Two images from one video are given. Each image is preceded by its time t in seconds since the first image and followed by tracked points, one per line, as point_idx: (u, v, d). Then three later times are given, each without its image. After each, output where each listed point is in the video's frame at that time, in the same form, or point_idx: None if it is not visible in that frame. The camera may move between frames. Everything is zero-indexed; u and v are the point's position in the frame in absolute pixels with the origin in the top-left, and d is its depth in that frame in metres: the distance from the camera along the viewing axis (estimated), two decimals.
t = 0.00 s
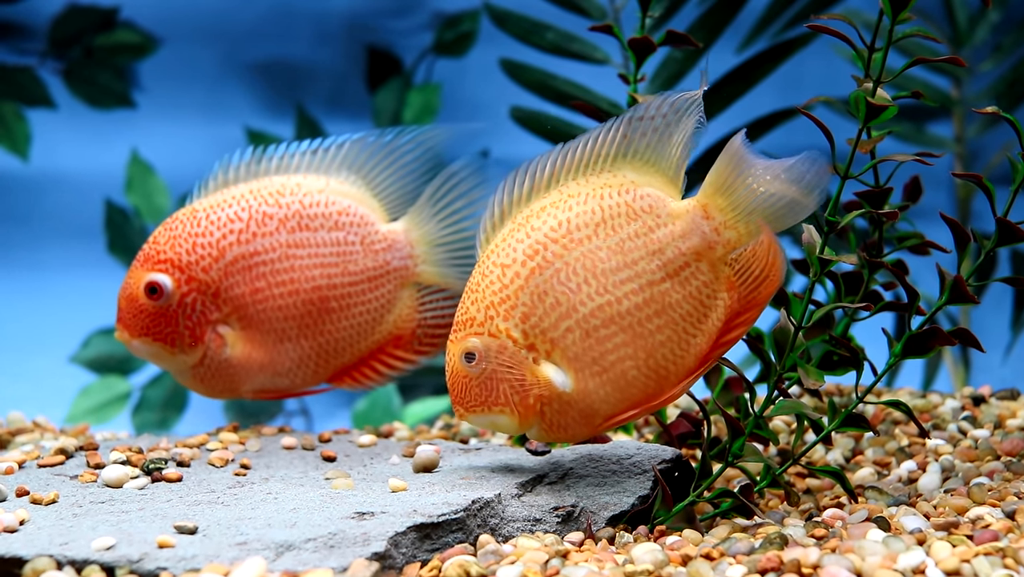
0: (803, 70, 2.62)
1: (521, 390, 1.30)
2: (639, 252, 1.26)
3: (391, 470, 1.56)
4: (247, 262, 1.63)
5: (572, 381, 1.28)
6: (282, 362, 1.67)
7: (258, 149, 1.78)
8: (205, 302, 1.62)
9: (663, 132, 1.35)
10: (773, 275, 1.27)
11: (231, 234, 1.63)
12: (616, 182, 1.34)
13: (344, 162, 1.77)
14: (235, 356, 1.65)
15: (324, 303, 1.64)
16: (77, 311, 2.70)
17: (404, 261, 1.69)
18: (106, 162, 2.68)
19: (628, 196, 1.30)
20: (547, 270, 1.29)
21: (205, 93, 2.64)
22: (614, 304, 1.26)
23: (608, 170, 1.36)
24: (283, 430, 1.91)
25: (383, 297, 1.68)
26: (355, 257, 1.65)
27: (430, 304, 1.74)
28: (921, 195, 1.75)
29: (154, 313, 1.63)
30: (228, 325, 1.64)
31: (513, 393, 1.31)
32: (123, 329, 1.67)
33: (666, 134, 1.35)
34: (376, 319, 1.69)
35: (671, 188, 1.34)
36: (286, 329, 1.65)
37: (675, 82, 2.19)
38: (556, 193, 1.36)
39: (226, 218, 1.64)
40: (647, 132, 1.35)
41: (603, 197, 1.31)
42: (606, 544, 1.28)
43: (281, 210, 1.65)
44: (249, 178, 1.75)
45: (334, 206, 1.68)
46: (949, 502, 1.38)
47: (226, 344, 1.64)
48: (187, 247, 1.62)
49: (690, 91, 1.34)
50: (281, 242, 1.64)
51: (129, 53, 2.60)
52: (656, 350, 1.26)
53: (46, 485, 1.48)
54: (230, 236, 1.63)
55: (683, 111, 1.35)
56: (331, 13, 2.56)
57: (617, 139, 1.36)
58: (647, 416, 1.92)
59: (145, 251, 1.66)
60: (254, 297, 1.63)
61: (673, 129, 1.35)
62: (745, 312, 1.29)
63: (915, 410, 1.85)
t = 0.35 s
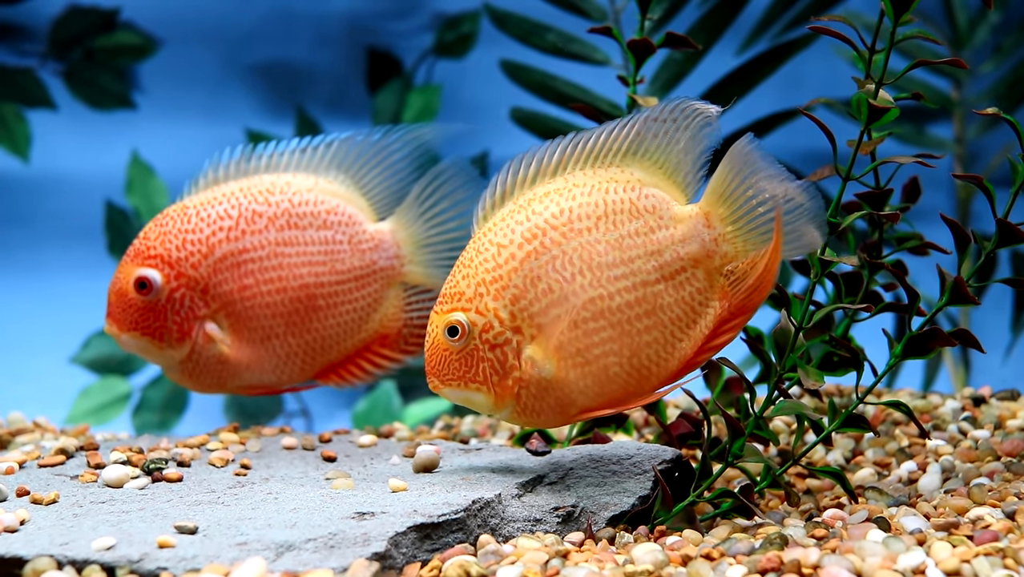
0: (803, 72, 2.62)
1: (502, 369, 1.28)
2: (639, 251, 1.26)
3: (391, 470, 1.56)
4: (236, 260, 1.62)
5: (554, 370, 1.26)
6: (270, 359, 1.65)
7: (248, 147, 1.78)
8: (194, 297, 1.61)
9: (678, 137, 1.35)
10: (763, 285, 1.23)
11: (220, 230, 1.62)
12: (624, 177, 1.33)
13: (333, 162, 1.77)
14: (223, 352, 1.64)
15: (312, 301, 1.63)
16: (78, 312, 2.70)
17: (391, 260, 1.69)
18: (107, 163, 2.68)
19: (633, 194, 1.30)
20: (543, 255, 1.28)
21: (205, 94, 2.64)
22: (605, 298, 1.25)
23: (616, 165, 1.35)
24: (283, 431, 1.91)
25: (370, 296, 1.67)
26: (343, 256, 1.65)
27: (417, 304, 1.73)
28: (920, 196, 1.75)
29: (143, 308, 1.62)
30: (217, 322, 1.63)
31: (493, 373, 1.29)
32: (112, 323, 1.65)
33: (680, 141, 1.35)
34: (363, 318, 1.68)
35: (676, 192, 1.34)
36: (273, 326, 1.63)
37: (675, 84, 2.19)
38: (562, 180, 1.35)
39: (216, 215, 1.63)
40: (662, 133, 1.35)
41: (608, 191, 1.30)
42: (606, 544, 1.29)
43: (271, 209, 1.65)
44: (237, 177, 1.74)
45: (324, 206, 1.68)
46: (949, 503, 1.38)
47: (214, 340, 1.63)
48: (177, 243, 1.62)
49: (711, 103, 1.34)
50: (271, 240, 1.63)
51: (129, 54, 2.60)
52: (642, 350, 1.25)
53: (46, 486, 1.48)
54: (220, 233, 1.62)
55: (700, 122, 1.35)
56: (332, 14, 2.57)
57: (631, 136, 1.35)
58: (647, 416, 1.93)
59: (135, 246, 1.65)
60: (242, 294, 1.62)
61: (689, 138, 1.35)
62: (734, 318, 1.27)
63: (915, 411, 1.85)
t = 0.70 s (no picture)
0: (804, 72, 2.62)
1: (484, 352, 1.29)
2: (636, 251, 1.26)
3: (392, 471, 1.56)
4: (223, 254, 1.62)
5: (538, 357, 1.28)
6: (256, 352, 1.66)
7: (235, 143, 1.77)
8: (181, 291, 1.62)
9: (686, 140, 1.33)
10: (761, 293, 1.27)
11: (208, 226, 1.62)
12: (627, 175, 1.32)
13: (319, 158, 1.76)
14: (209, 345, 1.64)
15: (298, 296, 1.63)
16: (79, 312, 2.70)
17: (376, 257, 1.68)
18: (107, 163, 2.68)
19: (635, 192, 1.29)
20: (538, 244, 1.27)
21: (206, 95, 2.64)
22: (598, 293, 1.26)
23: (619, 161, 1.34)
24: (284, 432, 1.91)
25: (356, 292, 1.67)
26: (329, 251, 1.65)
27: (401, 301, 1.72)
28: (920, 197, 1.75)
29: (131, 302, 1.63)
30: (204, 315, 1.63)
31: (475, 355, 1.29)
32: (100, 316, 1.66)
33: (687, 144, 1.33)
34: (349, 312, 1.68)
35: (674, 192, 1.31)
36: (259, 320, 1.63)
37: (676, 84, 2.19)
38: (562, 170, 1.34)
39: (204, 210, 1.63)
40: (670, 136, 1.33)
41: (610, 186, 1.30)
42: (607, 545, 1.29)
43: (258, 204, 1.64)
44: (224, 173, 1.74)
45: (311, 201, 1.67)
46: (949, 504, 1.38)
47: (201, 333, 1.64)
48: (165, 237, 1.62)
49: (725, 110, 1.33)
50: (258, 235, 1.63)
51: (130, 55, 2.60)
52: (628, 347, 1.27)
53: (47, 487, 1.48)
54: (207, 228, 1.62)
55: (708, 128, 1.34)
56: (333, 15, 2.58)
57: (638, 133, 1.33)
58: (648, 417, 1.93)
59: (124, 240, 1.65)
60: (228, 289, 1.62)
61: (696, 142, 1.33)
62: (724, 325, 1.29)
63: (915, 412, 1.85)
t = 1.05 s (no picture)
0: (804, 72, 2.62)
1: (473, 337, 1.26)
2: (630, 248, 1.27)
3: (395, 472, 1.56)
4: (211, 248, 1.61)
5: (528, 347, 1.26)
6: (243, 345, 1.65)
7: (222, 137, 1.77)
8: (169, 284, 1.61)
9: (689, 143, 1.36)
10: (748, 301, 1.30)
11: (197, 219, 1.62)
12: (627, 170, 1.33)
13: (307, 152, 1.77)
14: (197, 338, 1.64)
15: (286, 289, 1.64)
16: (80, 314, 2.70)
17: (362, 251, 1.69)
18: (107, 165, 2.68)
19: (633, 189, 1.30)
20: (535, 232, 1.26)
21: (206, 96, 2.65)
22: (591, 286, 1.26)
23: (617, 157, 1.34)
24: (287, 434, 1.91)
25: (343, 286, 1.68)
26: (316, 245, 1.65)
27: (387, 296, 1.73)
28: (921, 196, 1.75)
29: (119, 295, 1.62)
30: (192, 308, 1.63)
31: (464, 340, 1.26)
32: (87, 309, 1.65)
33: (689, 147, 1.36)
34: (336, 306, 1.68)
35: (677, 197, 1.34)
36: (247, 313, 1.63)
37: (677, 84, 2.19)
38: (559, 162, 1.32)
39: (193, 203, 1.63)
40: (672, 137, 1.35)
41: (607, 181, 1.30)
42: (611, 546, 1.29)
43: (245, 198, 1.64)
44: (212, 167, 1.73)
45: (298, 195, 1.68)
46: (952, 503, 1.38)
47: (189, 325, 1.63)
48: (154, 230, 1.61)
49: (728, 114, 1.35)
50: (245, 228, 1.63)
51: (130, 57, 2.60)
52: (616, 342, 1.28)
53: (51, 489, 1.48)
54: (196, 221, 1.61)
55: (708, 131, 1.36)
56: (332, 16, 2.58)
57: (639, 131, 1.34)
58: (650, 418, 1.93)
59: (112, 233, 1.64)
60: (216, 282, 1.61)
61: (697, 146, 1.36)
62: (710, 327, 1.32)
63: (918, 411, 1.85)
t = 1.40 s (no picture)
0: (803, 76, 2.63)
1: (456, 332, 1.24)
2: (610, 253, 1.27)
3: (401, 479, 1.56)
4: (200, 245, 1.62)
5: (509, 344, 1.24)
6: (230, 342, 1.66)
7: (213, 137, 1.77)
8: (158, 281, 1.62)
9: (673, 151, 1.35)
10: (726, 310, 1.32)
11: (186, 217, 1.62)
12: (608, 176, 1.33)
13: (296, 153, 1.75)
14: (185, 335, 1.64)
15: (273, 288, 1.63)
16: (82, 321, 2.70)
17: (349, 250, 1.67)
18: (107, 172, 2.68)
19: (614, 194, 1.31)
20: (521, 230, 1.26)
21: (206, 102, 2.65)
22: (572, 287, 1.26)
23: (601, 163, 1.35)
24: (292, 440, 1.91)
25: (330, 284, 1.66)
26: (304, 244, 1.64)
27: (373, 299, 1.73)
28: (924, 199, 1.76)
29: (108, 291, 1.63)
30: (180, 306, 1.63)
31: (447, 334, 1.24)
32: (76, 304, 1.66)
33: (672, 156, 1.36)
34: (322, 305, 1.67)
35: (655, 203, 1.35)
36: (234, 311, 1.63)
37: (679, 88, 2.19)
38: (543, 163, 1.32)
39: (182, 201, 1.63)
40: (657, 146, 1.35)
41: (590, 184, 1.30)
42: (618, 552, 1.29)
43: (234, 196, 1.64)
44: (201, 165, 1.73)
45: (286, 194, 1.67)
46: (958, 507, 1.39)
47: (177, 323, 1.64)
48: (143, 227, 1.62)
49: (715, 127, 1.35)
50: (234, 227, 1.63)
51: (130, 63, 2.60)
52: (591, 343, 1.27)
53: (57, 497, 1.48)
54: (185, 219, 1.62)
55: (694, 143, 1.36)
56: (332, 22, 2.59)
57: (626, 139, 1.35)
58: (655, 423, 1.94)
59: (101, 228, 1.64)
60: (204, 279, 1.62)
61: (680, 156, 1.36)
62: (682, 334, 1.33)
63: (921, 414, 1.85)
